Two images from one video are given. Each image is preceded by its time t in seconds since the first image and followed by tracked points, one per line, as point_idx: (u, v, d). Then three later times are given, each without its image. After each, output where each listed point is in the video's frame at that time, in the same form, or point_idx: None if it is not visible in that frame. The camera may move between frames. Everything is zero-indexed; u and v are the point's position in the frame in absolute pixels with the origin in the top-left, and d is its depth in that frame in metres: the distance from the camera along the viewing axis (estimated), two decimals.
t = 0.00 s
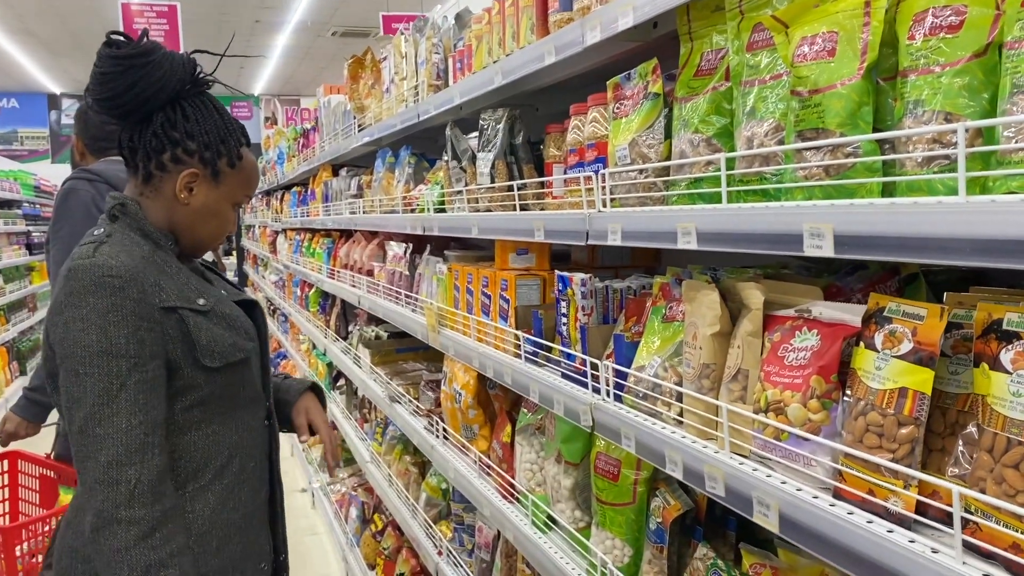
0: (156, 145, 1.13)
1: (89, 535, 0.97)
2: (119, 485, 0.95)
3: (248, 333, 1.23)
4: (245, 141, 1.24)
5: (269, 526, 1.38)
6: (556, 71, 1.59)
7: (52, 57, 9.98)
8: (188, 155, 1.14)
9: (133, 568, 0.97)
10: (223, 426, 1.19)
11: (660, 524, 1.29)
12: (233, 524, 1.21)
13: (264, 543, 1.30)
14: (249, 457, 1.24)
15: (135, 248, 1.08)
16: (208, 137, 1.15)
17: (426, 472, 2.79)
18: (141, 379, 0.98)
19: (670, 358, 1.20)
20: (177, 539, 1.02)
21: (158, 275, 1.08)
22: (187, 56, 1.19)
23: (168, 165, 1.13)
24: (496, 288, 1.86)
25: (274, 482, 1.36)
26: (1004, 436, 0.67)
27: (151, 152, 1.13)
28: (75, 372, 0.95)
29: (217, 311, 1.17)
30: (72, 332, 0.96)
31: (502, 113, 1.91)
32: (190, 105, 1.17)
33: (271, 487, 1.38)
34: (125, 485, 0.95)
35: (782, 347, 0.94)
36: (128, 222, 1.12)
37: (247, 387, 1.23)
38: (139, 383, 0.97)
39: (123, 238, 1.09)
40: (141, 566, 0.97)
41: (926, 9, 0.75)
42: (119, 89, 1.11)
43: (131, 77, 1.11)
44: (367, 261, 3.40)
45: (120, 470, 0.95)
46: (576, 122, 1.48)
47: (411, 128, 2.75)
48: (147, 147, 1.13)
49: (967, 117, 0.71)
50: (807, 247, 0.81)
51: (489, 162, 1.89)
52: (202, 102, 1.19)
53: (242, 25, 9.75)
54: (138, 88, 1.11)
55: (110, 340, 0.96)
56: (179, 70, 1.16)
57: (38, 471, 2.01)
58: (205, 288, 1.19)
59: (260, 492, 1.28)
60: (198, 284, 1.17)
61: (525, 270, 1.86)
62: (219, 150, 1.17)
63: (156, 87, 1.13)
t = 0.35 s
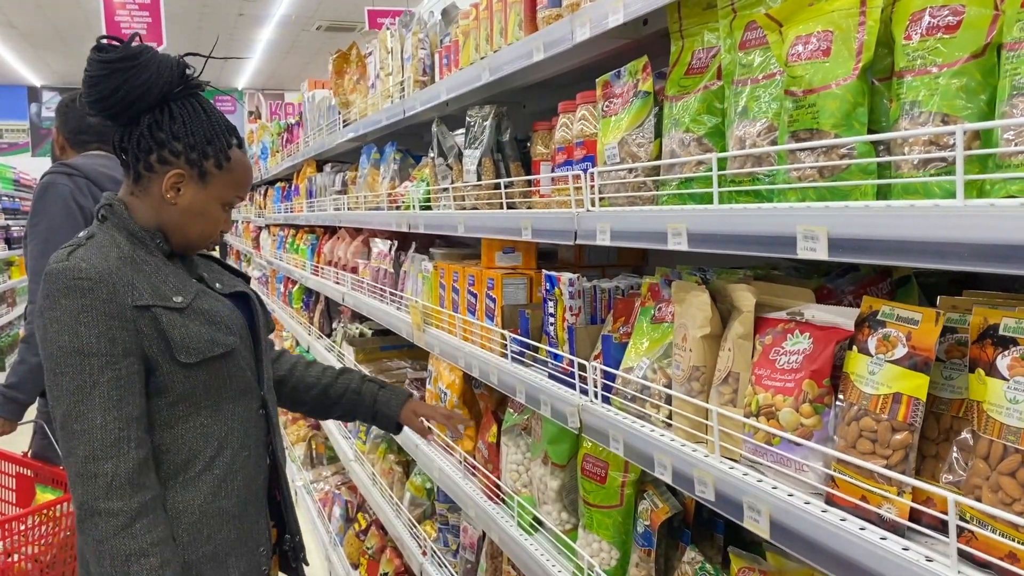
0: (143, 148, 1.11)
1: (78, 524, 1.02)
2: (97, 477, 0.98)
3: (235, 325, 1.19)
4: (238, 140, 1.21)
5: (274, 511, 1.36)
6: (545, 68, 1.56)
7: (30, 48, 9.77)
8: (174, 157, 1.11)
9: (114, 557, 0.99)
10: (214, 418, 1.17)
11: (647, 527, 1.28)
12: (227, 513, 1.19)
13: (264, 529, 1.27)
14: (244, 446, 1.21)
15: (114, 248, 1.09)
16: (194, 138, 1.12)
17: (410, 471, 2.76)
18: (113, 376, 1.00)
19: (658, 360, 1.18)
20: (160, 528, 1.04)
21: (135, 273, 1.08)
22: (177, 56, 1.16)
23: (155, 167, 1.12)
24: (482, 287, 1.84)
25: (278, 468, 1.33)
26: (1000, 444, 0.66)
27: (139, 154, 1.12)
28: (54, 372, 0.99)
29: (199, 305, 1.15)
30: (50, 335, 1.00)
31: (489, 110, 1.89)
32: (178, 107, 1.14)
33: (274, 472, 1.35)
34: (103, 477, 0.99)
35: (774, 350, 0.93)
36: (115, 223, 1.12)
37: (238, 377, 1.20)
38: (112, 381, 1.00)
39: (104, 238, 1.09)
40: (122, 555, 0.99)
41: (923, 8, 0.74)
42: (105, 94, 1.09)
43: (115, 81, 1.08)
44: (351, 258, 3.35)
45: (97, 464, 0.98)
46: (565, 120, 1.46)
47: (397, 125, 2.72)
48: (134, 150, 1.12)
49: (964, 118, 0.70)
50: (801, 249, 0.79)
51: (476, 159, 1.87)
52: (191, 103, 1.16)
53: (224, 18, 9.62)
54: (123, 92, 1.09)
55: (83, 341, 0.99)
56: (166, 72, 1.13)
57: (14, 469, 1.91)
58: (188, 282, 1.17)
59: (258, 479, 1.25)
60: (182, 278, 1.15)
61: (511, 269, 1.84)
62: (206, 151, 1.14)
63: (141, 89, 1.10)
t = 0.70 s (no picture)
0: (144, 146, 1.13)
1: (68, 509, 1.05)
2: (80, 467, 1.01)
3: (229, 319, 1.18)
4: (241, 140, 1.20)
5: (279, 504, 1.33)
6: (542, 62, 1.55)
7: (22, 41, 9.68)
8: (173, 155, 1.12)
9: (96, 542, 1.02)
10: (208, 411, 1.16)
11: (644, 525, 1.27)
12: (222, 504, 1.18)
13: (262, 521, 1.25)
14: (240, 439, 1.20)
15: (107, 244, 1.10)
16: (192, 136, 1.13)
17: (404, 467, 2.74)
18: (98, 369, 1.02)
19: (656, 356, 1.18)
20: (144, 517, 1.06)
21: (125, 268, 1.09)
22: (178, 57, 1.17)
23: (156, 165, 1.13)
24: (478, 284, 1.83)
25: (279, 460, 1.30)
26: (1005, 443, 0.66)
27: (141, 152, 1.14)
28: (45, 365, 1.03)
29: (191, 299, 1.14)
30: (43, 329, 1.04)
31: (486, 105, 1.87)
32: (179, 106, 1.15)
33: (275, 463, 1.33)
34: (85, 466, 1.01)
35: (774, 348, 0.92)
36: (117, 221, 1.14)
37: (233, 371, 1.18)
38: (95, 374, 1.02)
39: (101, 236, 1.12)
40: (103, 541, 1.02)
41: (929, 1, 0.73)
42: (108, 94, 1.12)
43: (116, 81, 1.12)
44: (345, 254, 3.33)
45: (80, 454, 1.01)
46: (563, 115, 1.45)
47: (392, 120, 2.70)
48: (137, 149, 1.14)
49: (969, 114, 0.69)
50: (804, 246, 0.79)
51: (473, 155, 1.85)
52: (193, 103, 1.17)
53: (218, 13, 9.56)
54: (123, 92, 1.12)
55: (69, 335, 1.02)
56: (167, 72, 1.14)
57: (3, 464, 1.88)
58: (184, 276, 1.16)
59: (258, 471, 1.24)
60: (175, 272, 1.15)
61: (507, 265, 1.83)
62: (205, 149, 1.13)
63: (140, 89, 1.12)
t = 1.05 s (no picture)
0: (145, 138, 1.14)
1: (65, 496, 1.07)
2: (73, 454, 1.02)
3: (227, 312, 1.17)
4: (244, 133, 1.18)
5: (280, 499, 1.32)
6: (545, 57, 1.54)
7: (22, 36, 9.65)
8: (171, 146, 1.12)
9: (87, 529, 1.02)
10: (206, 403, 1.16)
11: (647, 523, 1.27)
12: (217, 496, 1.17)
13: (259, 515, 1.24)
14: (238, 432, 1.19)
15: (109, 236, 1.11)
16: (189, 127, 1.12)
17: (404, 464, 2.74)
18: (91, 358, 1.02)
19: (660, 354, 1.17)
20: (136, 506, 1.06)
21: (123, 259, 1.09)
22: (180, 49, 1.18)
23: (156, 156, 1.14)
24: (479, 280, 1.82)
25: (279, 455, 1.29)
26: (1015, 444, 0.65)
27: (142, 143, 1.15)
28: (44, 352, 1.04)
29: (187, 291, 1.14)
30: (42, 318, 1.05)
31: (488, 100, 1.86)
32: (180, 98, 1.16)
33: (275, 458, 1.32)
34: (78, 454, 1.02)
35: (779, 346, 0.91)
36: (122, 214, 1.15)
37: (230, 363, 1.17)
38: (89, 362, 1.02)
39: (104, 227, 1.12)
40: (93, 527, 1.02)
41: None
42: (114, 87, 1.15)
43: (117, 73, 1.14)
44: (346, 250, 3.32)
45: (74, 441, 1.02)
46: (566, 111, 1.44)
47: (394, 115, 2.68)
48: (140, 141, 1.15)
49: (980, 109, 0.68)
50: (810, 242, 0.78)
51: (475, 151, 1.84)
52: (194, 95, 1.17)
53: (219, 9, 9.53)
54: (123, 84, 1.13)
55: (64, 323, 1.02)
56: (167, 64, 1.15)
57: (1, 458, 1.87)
58: (185, 268, 1.16)
59: (255, 466, 1.23)
60: (174, 264, 1.15)
61: (509, 262, 1.82)
62: (201, 139, 1.12)
63: (140, 80, 1.13)
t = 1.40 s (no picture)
0: (158, 133, 1.15)
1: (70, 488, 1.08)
2: (77, 448, 1.03)
3: (236, 310, 1.17)
4: (256, 129, 1.18)
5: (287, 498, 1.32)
6: (555, 54, 1.53)
7: (33, 33, 9.72)
8: (182, 141, 1.13)
9: (90, 523, 1.03)
10: (213, 400, 1.16)
11: (655, 522, 1.27)
12: (222, 494, 1.17)
13: (265, 514, 1.24)
14: (244, 430, 1.19)
15: (120, 231, 1.12)
16: (200, 123, 1.12)
17: (412, 462, 2.74)
18: (98, 352, 1.03)
19: (669, 352, 1.17)
20: (138, 502, 1.06)
21: (132, 254, 1.09)
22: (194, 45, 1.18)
23: (168, 151, 1.14)
24: (488, 278, 1.82)
25: (286, 455, 1.29)
26: None
27: (155, 138, 1.15)
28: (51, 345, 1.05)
29: (197, 287, 1.14)
30: (51, 311, 1.06)
31: (497, 97, 1.86)
32: (192, 94, 1.16)
33: (282, 456, 1.32)
34: (82, 448, 1.03)
35: (790, 344, 0.90)
36: (135, 210, 1.16)
37: (238, 360, 1.18)
38: (96, 356, 1.03)
39: (116, 222, 1.13)
40: (95, 522, 1.03)
41: None
42: (127, 83, 1.15)
43: (130, 68, 1.14)
44: (354, 247, 3.33)
45: (79, 435, 1.03)
46: (576, 108, 1.43)
47: (403, 113, 2.68)
48: (153, 137, 1.16)
49: (997, 106, 0.67)
50: (823, 240, 0.77)
51: (484, 148, 1.84)
52: (207, 91, 1.17)
53: (229, 6, 9.56)
54: (136, 79, 1.14)
55: (72, 317, 1.03)
56: (180, 60, 1.15)
57: (10, 453, 1.89)
58: (195, 264, 1.16)
59: (261, 465, 1.22)
60: (184, 259, 1.15)
61: (518, 259, 1.82)
62: (212, 135, 1.12)
63: (153, 76, 1.14)
